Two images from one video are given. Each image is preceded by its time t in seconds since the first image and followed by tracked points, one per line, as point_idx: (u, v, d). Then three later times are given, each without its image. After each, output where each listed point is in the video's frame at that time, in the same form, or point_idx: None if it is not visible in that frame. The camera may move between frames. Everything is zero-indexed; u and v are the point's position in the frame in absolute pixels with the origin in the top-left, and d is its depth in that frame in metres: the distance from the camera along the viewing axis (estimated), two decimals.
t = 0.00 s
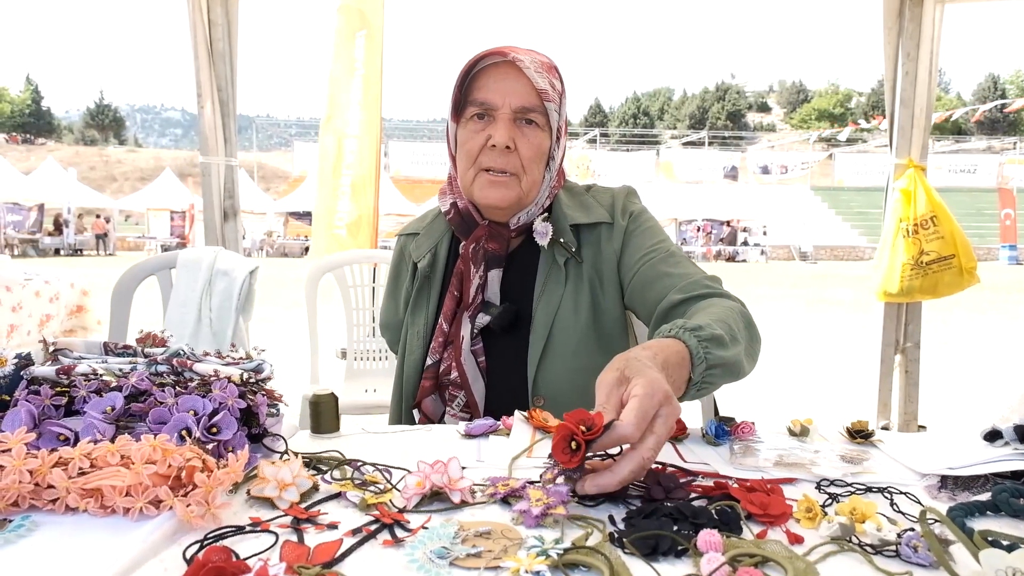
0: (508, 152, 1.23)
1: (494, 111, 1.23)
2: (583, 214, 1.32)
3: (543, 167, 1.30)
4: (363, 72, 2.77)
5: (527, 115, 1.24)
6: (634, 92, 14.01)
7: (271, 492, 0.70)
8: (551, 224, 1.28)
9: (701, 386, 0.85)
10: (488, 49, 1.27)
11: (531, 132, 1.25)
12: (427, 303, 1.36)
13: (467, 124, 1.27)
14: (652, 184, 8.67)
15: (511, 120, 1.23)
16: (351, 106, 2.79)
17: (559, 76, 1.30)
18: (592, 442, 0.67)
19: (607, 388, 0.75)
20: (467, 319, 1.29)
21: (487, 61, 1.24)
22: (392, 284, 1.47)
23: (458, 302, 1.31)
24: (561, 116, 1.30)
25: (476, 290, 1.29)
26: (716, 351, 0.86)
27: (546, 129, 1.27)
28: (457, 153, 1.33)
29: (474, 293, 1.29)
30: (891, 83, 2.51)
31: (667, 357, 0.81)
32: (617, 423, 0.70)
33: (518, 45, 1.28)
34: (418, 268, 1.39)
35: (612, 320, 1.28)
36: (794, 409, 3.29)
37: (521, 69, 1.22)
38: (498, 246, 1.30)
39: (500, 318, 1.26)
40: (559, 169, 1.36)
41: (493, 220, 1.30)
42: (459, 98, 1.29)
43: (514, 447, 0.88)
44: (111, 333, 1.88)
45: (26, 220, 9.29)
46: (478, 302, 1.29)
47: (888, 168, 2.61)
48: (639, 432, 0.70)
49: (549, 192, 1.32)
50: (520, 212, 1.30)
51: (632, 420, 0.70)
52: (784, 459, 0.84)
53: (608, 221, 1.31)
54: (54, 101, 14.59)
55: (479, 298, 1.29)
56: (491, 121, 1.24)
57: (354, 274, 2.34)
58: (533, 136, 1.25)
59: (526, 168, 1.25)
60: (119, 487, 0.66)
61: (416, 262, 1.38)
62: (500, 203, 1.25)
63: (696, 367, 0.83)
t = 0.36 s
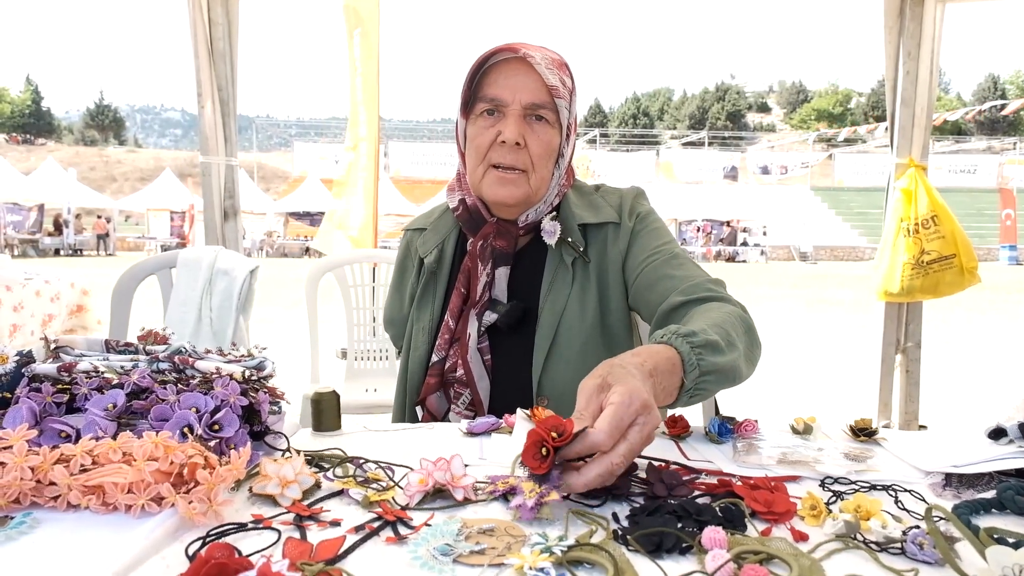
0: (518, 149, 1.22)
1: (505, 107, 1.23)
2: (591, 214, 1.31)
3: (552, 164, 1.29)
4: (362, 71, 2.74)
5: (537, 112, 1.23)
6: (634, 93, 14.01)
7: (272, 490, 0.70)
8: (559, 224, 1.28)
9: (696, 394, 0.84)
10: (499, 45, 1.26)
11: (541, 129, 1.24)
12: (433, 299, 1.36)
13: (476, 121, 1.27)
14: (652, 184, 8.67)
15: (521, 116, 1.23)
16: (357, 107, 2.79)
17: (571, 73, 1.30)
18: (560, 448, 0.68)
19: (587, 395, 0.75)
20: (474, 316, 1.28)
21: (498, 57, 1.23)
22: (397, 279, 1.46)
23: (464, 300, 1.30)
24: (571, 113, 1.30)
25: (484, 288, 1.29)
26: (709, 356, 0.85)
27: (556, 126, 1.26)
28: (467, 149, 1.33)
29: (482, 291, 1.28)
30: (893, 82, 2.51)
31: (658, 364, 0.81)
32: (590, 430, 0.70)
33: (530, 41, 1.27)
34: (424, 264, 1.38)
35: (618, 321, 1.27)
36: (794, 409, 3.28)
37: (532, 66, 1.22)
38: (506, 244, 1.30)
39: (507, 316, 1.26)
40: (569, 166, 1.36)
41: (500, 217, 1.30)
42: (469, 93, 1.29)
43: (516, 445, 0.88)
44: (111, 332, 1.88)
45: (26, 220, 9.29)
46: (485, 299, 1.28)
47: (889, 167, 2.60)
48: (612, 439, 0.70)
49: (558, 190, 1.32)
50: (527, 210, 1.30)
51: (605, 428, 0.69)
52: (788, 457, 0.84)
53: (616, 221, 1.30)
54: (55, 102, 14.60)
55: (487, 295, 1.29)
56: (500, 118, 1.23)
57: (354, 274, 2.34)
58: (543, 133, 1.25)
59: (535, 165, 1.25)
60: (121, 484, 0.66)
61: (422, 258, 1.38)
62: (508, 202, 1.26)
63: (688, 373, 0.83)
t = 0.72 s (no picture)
0: (519, 153, 1.22)
1: (504, 111, 1.22)
2: (591, 214, 1.31)
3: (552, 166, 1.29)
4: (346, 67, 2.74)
5: (537, 115, 1.23)
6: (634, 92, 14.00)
7: (265, 490, 0.70)
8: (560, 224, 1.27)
9: (699, 382, 0.84)
10: (496, 47, 1.25)
11: (541, 132, 1.24)
12: (432, 298, 1.35)
13: (475, 123, 1.26)
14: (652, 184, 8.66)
15: (521, 121, 1.22)
16: (341, 105, 2.80)
17: (569, 73, 1.29)
18: (567, 410, 0.67)
19: (594, 372, 0.73)
20: (473, 316, 1.28)
21: (496, 60, 1.22)
22: (396, 278, 1.46)
23: (464, 300, 1.30)
24: (570, 113, 1.29)
25: (483, 289, 1.28)
26: (711, 348, 0.85)
27: (555, 128, 1.26)
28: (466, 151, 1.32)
29: (482, 291, 1.28)
30: (890, 83, 2.51)
31: (661, 351, 0.81)
32: (598, 395, 0.69)
33: (528, 41, 1.26)
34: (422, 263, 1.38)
35: (616, 321, 1.28)
36: (792, 409, 3.28)
37: (531, 69, 1.21)
38: (506, 245, 1.30)
39: (506, 317, 1.26)
40: (568, 166, 1.36)
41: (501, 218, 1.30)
42: (468, 96, 1.28)
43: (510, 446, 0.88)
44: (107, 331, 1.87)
45: (25, 220, 9.29)
46: (485, 300, 1.28)
47: (886, 167, 2.60)
48: (622, 406, 0.68)
49: (557, 191, 1.32)
50: (528, 210, 1.30)
51: (615, 393, 0.68)
52: (781, 457, 0.84)
53: (616, 221, 1.30)
54: (54, 101, 14.58)
55: (486, 296, 1.29)
56: (500, 122, 1.23)
57: (352, 274, 2.34)
58: (543, 136, 1.24)
59: (536, 168, 1.25)
60: (112, 485, 0.65)
61: (421, 257, 1.37)
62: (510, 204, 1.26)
63: (690, 362, 0.83)
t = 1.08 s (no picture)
0: (524, 154, 1.21)
1: (509, 111, 1.21)
2: (598, 213, 1.31)
3: (558, 165, 1.28)
4: (347, 67, 2.73)
5: (542, 114, 1.22)
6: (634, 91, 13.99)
7: (267, 490, 0.69)
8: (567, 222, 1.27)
9: (702, 387, 0.84)
10: (499, 46, 1.24)
11: (547, 131, 1.23)
12: (437, 297, 1.35)
13: (480, 124, 1.25)
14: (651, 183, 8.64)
15: (526, 120, 1.21)
16: (340, 104, 2.79)
17: (572, 70, 1.28)
18: (603, 404, 0.65)
19: (619, 367, 0.74)
20: (479, 317, 1.27)
21: (499, 59, 1.21)
22: (400, 276, 1.45)
23: (470, 300, 1.29)
24: (575, 111, 1.28)
25: (490, 289, 1.27)
26: (721, 354, 0.84)
27: (561, 127, 1.25)
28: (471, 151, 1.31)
29: (488, 291, 1.27)
30: (891, 81, 2.50)
31: (675, 352, 0.81)
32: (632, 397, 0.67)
33: (530, 38, 1.24)
34: (427, 261, 1.37)
35: (622, 320, 1.27)
36: (793, 409, 3.27)
37: (534, 67, 1.20)
38: (513, 244, 1.29)
39: (513, 317, 1.26)
40: (574, 165, 1.35)
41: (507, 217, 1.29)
42: (471, 96, 1.27)
43: (514, 446, 0.87)
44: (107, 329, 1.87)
45: (24, 219, 9.29)
46: (491, 300, 1.27)
47: (888, 167, 2.59)
48: (651, 408, 0.68)
49: (564, 189, 1.31)
50: (536, 209, 1.29)
51: (648, 395, 0.68)
52: (788, 456, 0.83)
53: (622, 219, 1.29)
54: (53, 101, 14.54)
55: (493, 296, 1.28)
56: (505, 123, 1.22)
57: (353, 273, 2.33)
58: (549, 136, 1.23)
59: (542, 168, 1.24)
60: (113, 485, 0.65)
61: (425, 255, 1.37)
62: (516, 204, 1.25)
63: (699, 367, 0.82)
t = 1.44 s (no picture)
0: (525, 154, 1.20)
1: (510, 111, 1.19)
2: (598, 212, 1.29)
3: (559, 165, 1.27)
4: (340, 65, 2.73)
5: (543, 115, 1.20)
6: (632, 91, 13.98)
7: (265, 492, 0.67)
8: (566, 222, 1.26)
9: (692, 387, 0.83)
10: (499, 45, 1.22)
11: (547, 131, 1.22)
12: (436, 296, 1.33)
13: (480, 123, 1.23)
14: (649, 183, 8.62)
15: (526, 120, 1.20)
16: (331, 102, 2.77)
17: (573, 68, 1.26)
18: (582, 424, 0.64)
19: (604, 374, 0.73)
20: (478, 317, 1.26)
21: (500, 59, 1.19)
22: (399, 275, 1.44)
23: (469, 300, 1.28)
24: (575, 110, 1.27)
25: (489, 288, 1.26)
26: (712, 356, 0.83)
27: (562, 126, 1.24)
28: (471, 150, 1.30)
29: (488, 291, 1.26)
30: (892, 80, 2.49)
31: (661, 354, 0.79)
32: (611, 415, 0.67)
33: (531, 37, 1.23)
34: (426, 260, 1.36)
35: (622, 320, 1.26)
36: (793, 409, 3.26)
37: (535, 66, 1.18)
38: (512, 244, 1.28)
39: (513, 318, 1.24)
40: (574, 163, 1.33)
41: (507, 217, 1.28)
42: (471, 94, 1.25)
43: (516, 446, 0.86)
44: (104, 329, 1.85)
45: (21, 219, 9.25)
46: (490, 300, 1.26)
47: (888, 166, 2.58)
48: (630, 428, 0.67)
49: (565, 187, 1.29)
50: (535, 209, 1.28)
51: (626, 414, 0.67)
52: (794, 456, 0.82)
53: (622, 216, 1.28)
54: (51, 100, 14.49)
55: (492, 296, 1.27)
56: (505, 123, 1.20)
57: (351, 273, 2.32)
58: (549, 136, 1.22)
59: (542, 169, 1.22)
60: (108, 486, 0.63)
61: (424, 254, 1.35)
62: (516, 204, 1.24)
63: (688, 369, 0.81)
